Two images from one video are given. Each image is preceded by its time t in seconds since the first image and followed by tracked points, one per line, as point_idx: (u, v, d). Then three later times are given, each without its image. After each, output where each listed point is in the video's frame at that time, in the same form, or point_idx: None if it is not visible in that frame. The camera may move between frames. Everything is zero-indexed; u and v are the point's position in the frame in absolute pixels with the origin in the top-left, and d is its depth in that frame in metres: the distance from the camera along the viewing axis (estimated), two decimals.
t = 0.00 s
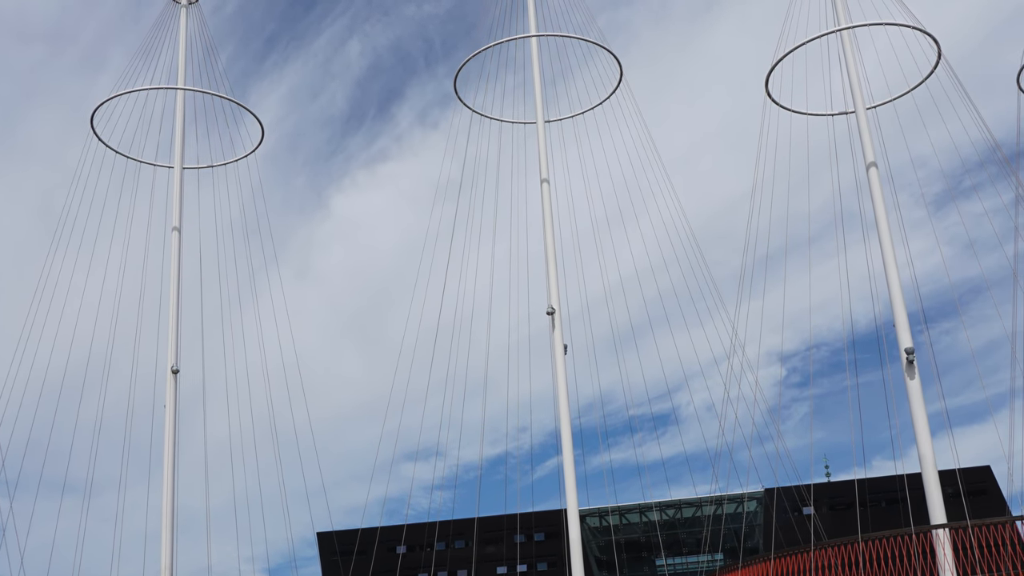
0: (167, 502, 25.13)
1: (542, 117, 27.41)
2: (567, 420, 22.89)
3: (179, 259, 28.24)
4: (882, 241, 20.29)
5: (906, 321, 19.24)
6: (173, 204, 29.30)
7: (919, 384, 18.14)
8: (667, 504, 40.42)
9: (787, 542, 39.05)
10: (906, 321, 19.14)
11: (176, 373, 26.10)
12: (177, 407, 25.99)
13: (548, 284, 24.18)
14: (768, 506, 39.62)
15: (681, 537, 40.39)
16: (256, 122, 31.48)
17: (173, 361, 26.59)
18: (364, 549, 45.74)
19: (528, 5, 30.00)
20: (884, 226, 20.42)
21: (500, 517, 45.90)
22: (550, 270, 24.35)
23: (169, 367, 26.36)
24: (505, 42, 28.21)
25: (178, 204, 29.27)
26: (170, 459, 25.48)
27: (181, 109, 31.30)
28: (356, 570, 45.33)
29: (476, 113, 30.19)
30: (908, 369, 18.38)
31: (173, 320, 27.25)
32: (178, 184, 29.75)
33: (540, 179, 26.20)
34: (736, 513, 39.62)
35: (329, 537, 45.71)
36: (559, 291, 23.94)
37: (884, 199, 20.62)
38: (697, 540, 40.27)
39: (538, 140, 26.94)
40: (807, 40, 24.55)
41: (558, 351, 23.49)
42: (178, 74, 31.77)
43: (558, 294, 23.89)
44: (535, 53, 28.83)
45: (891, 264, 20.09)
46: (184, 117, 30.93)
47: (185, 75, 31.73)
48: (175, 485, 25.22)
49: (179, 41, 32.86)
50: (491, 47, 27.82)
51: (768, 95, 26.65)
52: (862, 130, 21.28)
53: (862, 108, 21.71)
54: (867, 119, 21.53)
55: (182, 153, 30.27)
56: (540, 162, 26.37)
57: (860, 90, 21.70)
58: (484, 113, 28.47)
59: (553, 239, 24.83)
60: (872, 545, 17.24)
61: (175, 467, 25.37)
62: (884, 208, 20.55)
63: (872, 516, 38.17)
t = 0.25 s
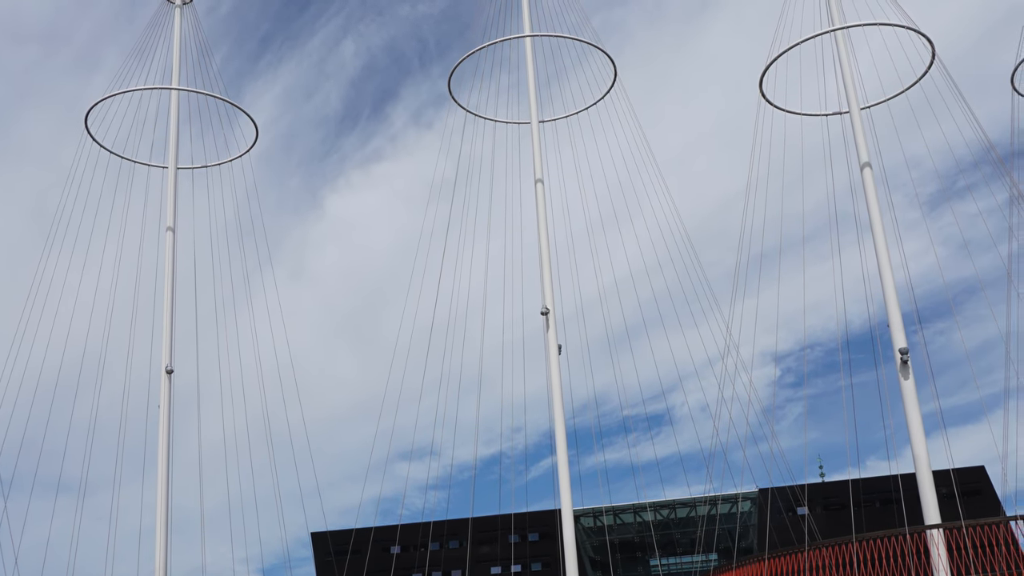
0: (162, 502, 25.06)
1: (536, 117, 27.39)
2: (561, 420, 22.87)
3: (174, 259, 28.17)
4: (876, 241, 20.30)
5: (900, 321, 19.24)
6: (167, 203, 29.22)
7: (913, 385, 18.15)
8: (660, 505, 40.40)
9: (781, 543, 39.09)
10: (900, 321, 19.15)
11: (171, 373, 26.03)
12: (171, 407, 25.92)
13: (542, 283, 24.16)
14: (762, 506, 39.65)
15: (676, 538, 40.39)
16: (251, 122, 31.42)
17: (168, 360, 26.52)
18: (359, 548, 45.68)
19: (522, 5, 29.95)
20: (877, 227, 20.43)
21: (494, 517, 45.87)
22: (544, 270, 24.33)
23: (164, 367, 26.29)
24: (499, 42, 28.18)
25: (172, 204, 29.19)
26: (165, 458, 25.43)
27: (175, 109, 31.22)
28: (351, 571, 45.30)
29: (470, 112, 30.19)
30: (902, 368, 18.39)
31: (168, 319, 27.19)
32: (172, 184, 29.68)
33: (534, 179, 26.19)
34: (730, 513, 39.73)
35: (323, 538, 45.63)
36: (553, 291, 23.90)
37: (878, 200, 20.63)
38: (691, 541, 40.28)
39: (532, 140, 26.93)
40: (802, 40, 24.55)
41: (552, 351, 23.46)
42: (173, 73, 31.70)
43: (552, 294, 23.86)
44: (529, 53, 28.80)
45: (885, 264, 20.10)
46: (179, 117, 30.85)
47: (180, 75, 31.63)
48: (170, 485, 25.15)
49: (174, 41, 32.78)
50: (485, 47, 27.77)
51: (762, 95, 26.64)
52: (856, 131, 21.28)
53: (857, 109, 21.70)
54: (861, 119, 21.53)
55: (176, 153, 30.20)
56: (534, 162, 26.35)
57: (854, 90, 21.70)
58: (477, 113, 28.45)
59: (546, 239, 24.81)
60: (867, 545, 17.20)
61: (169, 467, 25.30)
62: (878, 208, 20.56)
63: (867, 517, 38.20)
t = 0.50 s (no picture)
0: (156, 502, 24.98)
1: (529, 117, 27.38)
2: (555, 420, 22.85)
3: (168, 260, 28.07)
4: (870, 241, 20.31)
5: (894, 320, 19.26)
6: (162, 204, 29.13)
7: (907, 385, 18.16)
8: (655, 505, 40.45)
9: (776, 543, 39.08)
10: (894, 321, 19.16)
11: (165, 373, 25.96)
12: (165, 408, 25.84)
13: (536, 283, 24.14)
14: (756, 506, 39.65)
15: (670, 538, 40.40)
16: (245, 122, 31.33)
17: (162, 361, 26.43)
18: (353, 550, 45.60)
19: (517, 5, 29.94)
20: (872, 226, 20.45)
21: (488, 517, 45.85)
22: (538, 270, 24.32)
23: (158, 367, 26.21)
24: (493, 42, 28.15)
25: (166, 205, 29.10)
26: (159, 458, 25.35)
27: (169, 110, 31.13)
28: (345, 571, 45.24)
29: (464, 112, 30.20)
30: (896, 368, 18.40)
31: (162, 319, 27.11)
32: (167, 184, 29.59)
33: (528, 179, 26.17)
34: (724, 513, 39.72)
35: (317, 538, 45.50)
36: (547, 292, 23.88)
37: (873, 199, 20.65)
38: (685, 541, 40.34)
39: (526, 140, 26.92)
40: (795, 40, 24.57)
41: (547, 351, 23.44)
42: (167, 74, 31.62)
43: (546, 294, 23.84)
44: (522, 53, 28.79)
45: (879, 264, 20.12)
46: (173, 118, 30.76)
47: (174, 76, 31.54)
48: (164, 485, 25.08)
49: (168, 42, 32.69)
50: (479, 48, 27.76)
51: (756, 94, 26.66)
52: (850, 131, 21.30)
53: (851, 109, 21.71)
54: (855, 119, 21.55)
55: (170, 154, 30.11)
56: (528, 162, 26.33)
57: (849, 90, 21.71)
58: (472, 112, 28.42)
59: (540, 239, 24.79)
60: (860, 546, 17.19)
61: (164, 468, 25.22)
62: (873, 209, 20.57)
63: (861, 517, 38.26)
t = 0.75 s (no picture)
0: (150, 502, 24.90)
1: (523, 117, 27.35)
2: (549, 420, 22.82)
3: (162, 260, 27.99)
4: (865, 241, 20.32)
5: (888, 320, 19.26)
6: (156, 204, 29.06)
7: (901, 385, 18.16)
8: (649, 505, 40.64)
9: (770, 543, 39.09)
10: (888, 321, 19.17)
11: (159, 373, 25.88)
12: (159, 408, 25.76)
13: (530, 283, 24.12)
14: (750, 506, 39.67)
15: (664, 538, 40.36)
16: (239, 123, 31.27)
17: (156, 361, 26.35)
18: (347, 550, 45.54)
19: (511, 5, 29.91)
20: (866, 226, 20.45)
21: (482, 517, 45.83)
22: (533, 270, 24.29)
23: (152, 367, 26.12)
24: (487, 42, 28.13)
25: (161, 205, 29.02)
26: (153, 458, 25.27)
27: (164, 109, 31.05)
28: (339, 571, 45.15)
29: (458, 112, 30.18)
30: (890, 369, 18.41)
31: (156, 319, 27.02)
32: (161, 184, 29.51)
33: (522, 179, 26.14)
34: (718, 513, 39.75)
35: (311, 538, 45.46)
36: (541, 292, 23.85)
37: (867, 199, 20.65)
38: (679, 541, 40.30)
39: (520, 140, 26.90)
40: (789, 40, 24.58)
41: (541, 351, 23.41)
42: (161, 74, 31.53)
43: (540, 294, 23.81)
44: (517, 53, 28.76)
45: (873, 263, 20.13)
46: (167, 118, 30.68)
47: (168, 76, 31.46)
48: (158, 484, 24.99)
49: (162, 42, 32.61)
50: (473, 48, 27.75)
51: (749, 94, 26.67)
52: (845, 131, 21.30)
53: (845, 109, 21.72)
54: (850, 119, 21.56)
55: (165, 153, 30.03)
56: (522, 162, 26.30)
57: (843, 90, 21.71)
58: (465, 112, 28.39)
59: (534, 239, 24.76)
60: (855, 546, 17.18)
61: (158, 469, 25.13)
62: (867, 209, 20.57)
63: (855, 517, 38.28)
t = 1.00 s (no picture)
0: (144, 503, 24.80)
1: (518, 117, 27.33)
2: (544, 420, 22.79)
3: (156, 260, 27.89)
4: (859, 240, 20.33)
5: (882, 321, 19.28)
6: (150, 204, 28.96)
7: (895, 385, 18.17)
8: (643, 505, 40.62)
9: (764, 543, 39.14)
10: (882, 321, 19.18)
11: (153, 374, 25.79)
12: (154, 409, 25.67)
13: (524, 283, 24.09)
14: (745, 506, 39.75)
15: (658, 538, 40.35)
16: (234, 124, 31.19)
17: (150, 361, 26.25)
18: (341, 550, 45.44)
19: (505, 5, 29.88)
20: (860, 226, 20.47)
21: (476, 517, 45.79)
22: (527, 269, 24.27)
23: (146, 367, 26.03)
24: (481, 42, 28.10)
25: (155, 205, 28.93)
26: (148, 458, 25.19)
27: (158, 109, 30.96)
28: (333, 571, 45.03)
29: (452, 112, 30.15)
30: (884, 369, 18.42)
31: (150, 319, 26.94)
32: (155, 184, 29.42)
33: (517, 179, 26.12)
34: (712, 513, 39.93)
35: (305, 538, 45.39)
36: (535, 292, 23.82)
37: (861, 199, 20.67)
38: (673, 541, 40.23)
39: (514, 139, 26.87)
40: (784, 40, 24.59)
41: (535, 352, 23.38)
42: (155, 74, 31.42)
43: (534, 294, 23.79)
44: (511, 53, 28.73)
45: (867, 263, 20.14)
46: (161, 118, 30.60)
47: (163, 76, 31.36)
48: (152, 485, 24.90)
49: (156, 42, 32.51)
50: (468, 48, 27.72)
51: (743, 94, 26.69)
52: (839, 131, 21.31)
53: (839, 109, 21.73)
54: (844, 120, 21.57)
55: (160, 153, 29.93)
56: (517, 162, 26.28)
57: (837, 90, 21.72)
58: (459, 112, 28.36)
59: (529, 240, 24.73)
60: (849, 546, 17.15)
61: (152, 469, 25.04)
62: (861, 209, 20.58)
63: (849, 517, 38.32)
